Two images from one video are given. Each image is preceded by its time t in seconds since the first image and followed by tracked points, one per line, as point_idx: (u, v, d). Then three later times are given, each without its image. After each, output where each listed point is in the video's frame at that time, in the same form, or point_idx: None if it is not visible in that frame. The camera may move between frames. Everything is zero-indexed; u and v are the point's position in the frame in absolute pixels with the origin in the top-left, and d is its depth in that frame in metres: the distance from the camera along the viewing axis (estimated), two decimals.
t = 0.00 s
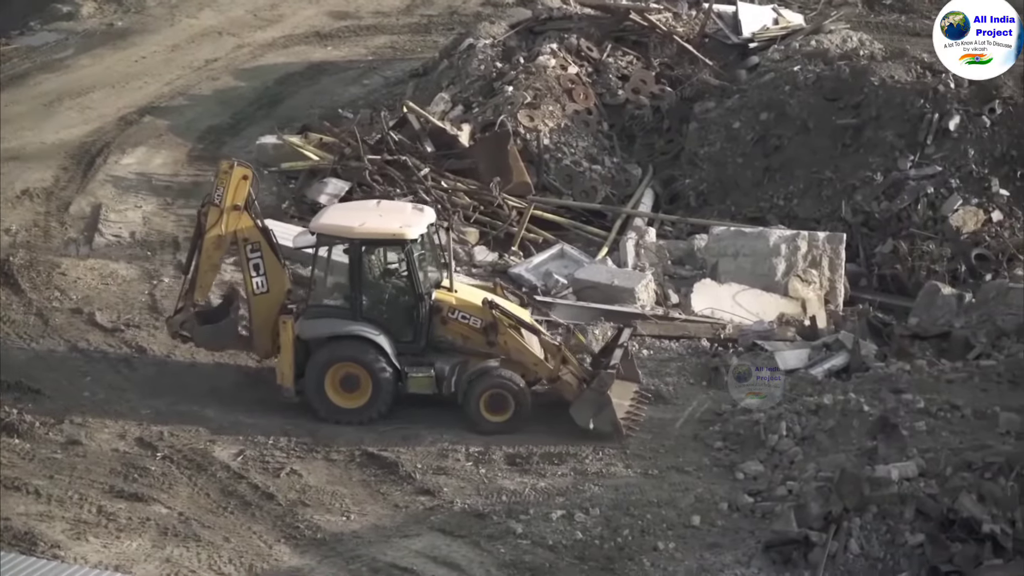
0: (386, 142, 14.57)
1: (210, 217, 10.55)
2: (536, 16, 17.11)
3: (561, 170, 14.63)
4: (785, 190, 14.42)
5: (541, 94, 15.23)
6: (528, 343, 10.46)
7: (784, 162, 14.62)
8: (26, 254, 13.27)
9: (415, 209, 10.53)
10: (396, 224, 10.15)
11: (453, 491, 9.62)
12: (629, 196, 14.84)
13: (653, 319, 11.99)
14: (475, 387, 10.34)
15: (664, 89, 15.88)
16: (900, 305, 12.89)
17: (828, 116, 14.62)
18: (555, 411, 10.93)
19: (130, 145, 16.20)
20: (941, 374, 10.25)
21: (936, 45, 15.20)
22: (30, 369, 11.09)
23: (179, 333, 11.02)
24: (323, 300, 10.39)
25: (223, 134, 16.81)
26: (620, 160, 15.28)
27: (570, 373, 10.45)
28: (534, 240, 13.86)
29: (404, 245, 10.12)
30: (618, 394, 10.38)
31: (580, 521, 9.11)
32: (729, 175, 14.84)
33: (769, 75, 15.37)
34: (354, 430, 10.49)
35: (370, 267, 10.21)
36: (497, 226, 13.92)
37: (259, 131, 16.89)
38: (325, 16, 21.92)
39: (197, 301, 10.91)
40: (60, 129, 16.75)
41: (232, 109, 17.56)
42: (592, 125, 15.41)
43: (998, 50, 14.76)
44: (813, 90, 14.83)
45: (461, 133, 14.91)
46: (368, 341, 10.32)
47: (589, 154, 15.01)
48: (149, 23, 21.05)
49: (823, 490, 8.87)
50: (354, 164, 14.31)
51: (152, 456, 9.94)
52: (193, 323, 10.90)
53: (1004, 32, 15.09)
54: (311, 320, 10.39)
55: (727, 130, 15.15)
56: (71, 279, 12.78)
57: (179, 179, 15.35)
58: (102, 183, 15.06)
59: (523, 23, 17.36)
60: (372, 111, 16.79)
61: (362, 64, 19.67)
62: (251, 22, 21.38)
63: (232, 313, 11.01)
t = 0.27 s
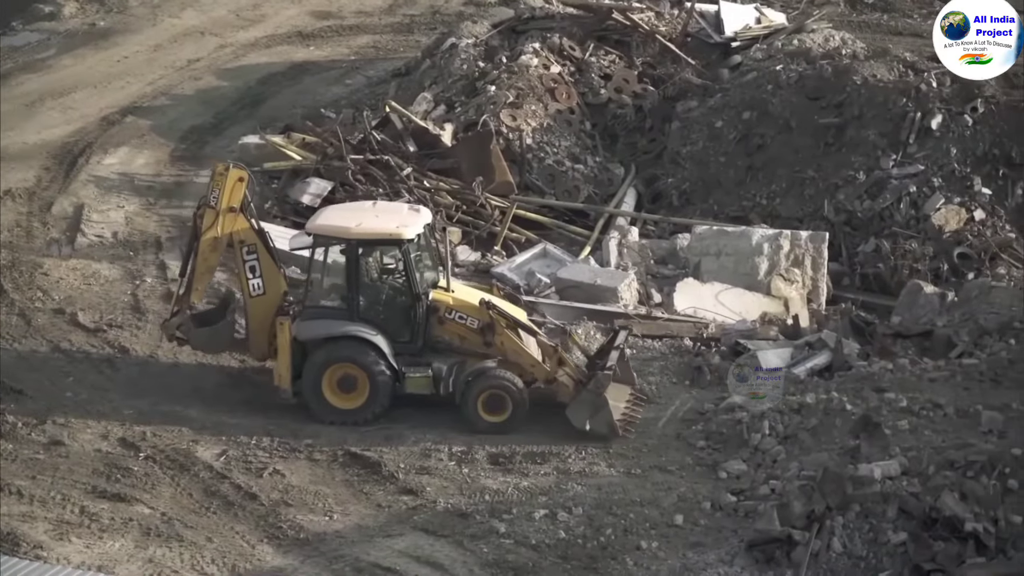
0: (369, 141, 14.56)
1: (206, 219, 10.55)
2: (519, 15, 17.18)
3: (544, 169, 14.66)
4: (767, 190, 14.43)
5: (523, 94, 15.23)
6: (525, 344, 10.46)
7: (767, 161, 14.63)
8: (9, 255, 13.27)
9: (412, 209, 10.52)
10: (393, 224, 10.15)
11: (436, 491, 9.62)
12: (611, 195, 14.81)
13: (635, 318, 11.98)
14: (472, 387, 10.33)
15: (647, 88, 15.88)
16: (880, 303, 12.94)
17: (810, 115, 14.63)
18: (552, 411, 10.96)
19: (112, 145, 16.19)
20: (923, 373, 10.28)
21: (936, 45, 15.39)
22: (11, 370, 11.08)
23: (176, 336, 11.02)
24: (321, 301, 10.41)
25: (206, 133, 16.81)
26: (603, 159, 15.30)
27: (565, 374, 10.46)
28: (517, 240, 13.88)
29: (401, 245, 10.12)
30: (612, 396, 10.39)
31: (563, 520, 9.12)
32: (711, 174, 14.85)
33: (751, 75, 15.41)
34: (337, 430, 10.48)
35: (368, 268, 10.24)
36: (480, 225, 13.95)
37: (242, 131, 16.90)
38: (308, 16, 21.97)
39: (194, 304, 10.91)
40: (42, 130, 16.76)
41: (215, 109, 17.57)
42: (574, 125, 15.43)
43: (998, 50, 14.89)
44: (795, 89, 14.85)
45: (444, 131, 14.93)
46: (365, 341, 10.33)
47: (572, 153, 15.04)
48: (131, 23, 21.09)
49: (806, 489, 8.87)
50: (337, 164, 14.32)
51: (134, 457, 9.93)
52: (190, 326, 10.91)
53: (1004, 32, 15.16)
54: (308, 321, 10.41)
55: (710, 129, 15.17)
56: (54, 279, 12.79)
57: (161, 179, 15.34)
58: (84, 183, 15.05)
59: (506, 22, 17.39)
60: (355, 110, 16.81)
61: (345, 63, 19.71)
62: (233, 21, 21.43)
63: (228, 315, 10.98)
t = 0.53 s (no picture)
0: (350, 141, 14.63)
1: (202, 219, 10.53)
2: (501, 15, 17.24)
3: (526, 169, 14.72)
4: (750, 189, 14.52)
5: (506, 93, 15.26)
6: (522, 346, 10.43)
7: (748, 160, 14.71)
8: None
9: (409, 209, 10.50)
10: (390, 224, 10.12)
11: (419, 490, 9.62)
12: (592, 194, 14.90)
13: (618, 317, 11.99)
14: (469, 388, 10.32)
15: (629, 87, 16.00)
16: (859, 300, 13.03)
17: (793, 115, 14.67)
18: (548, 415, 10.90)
19: (94, 145, 16.19)
20: (905, 372, 10.30)
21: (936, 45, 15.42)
22: None
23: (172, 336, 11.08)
24: (317, 301, 10.35)
25: (188, 134, 16.83)
26: (585, 158, 15.36)
27: (561, 377, 10.45)
28: (500, 239, 13.83)
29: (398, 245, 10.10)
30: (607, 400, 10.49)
31: (546, 519, 9.12)
32: (693, 173, 14.90)
33: (733, 74, 15.50)
34: (320, 430, 10.48)
35: (364, 268, 10.21)
36: (462, 225, 13.86)
37: (223, 130, 16.94)
38: (290, 16, 22.24)
39: (190, 304, 10.95)
40: (24, 130, 16.78)
41: (197, 109, 17.62)
42: (556, 124, 15.52)
43: (998, 50, 15.03)
44: (778, 88, 14.88)
45: (426, 131, 14.91)
46: (362, 341, 10.30)
47: (553, 153, 15.12)
48: (112, 23, 21.40)
49: (789, 487, 8.86)
50: (319, 163, 14.28)
51: (117, 457, 9.92)
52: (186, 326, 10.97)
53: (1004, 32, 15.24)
54: (305, 321, 10.38)
55: (692, 128, 15.25)
56: (36, 279, 12.80)
57: (143, 179, 15.35)
58: (66, 183, 15.04)
59: (487, 22, 17.42)
60: (336, 111, 16.86)
61: (326, 64, 19.88)
62: (214, 21, 21.68)
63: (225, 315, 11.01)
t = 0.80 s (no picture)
0: (336, 139, 14.73)
1: (197, 220, 10.51)
2: (486, 13, 17.26)
3: (511, 167, 14.72)
4: (735, 186, 14.50)
5: (491, 91, 15.29)
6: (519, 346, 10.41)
7: (734, 158, 14.68)
8: None
9: (405, 208, 10.46)
10: (386, 224, 10.08)
11: (404, 488, 9.62)
12: (577, 191, 14.95)
13: (604, 315, 11.98)
14: (468, 387, 10.31)
15: (614, 85, 15.98)
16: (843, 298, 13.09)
17: (778, 112, 14.69)
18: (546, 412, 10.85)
19: (79, 143, 16.20)
20: (891, 369, 10.32)
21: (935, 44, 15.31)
22: None
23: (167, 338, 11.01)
24: (315, 301, 10.30)
25: (173, 132, 16.85)
26: (571, 156, 15.39)
27: (557, 377, 10.45)
28: (485, 237, 13.78)
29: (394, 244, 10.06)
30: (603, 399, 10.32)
31: (532, 517, 9.12)
32: (679, 170, 14.88)
33: (719, 72, 15.49)
34: (305, 429, 10.47)
35: (361, 267, 10.16)
36: (448, 223, 13.86)
37: (208, 128, 16.94)
38: (275, 14, 22.25)
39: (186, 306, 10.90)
40: (8, 129, 16.80)
41: (182, 108, 17.64)
42: (542, 122, 15.49)
43: (998, 50, 15.06)
44: (763, 86, 14.90)
45: (410, 129, 14.99)
46: (360, 341, 10.28)
47: (539, 150, 15.13)
48: (97, 20, 21.44)
49: (775, 485, 8.86)
50: (304, 161, 14.34)
51: (102, 456, 9.92)
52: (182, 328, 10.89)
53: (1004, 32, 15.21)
54: (302, 321, 10.31)
55: (677, 125, 15.20)
56: (20, 278, 12.81)
57: (127, 177, 15.35)
58: (50, 181, 15.04)
59: (473, 20, 17.49)
60: (321, 109, 16.88)
61: (311, 61, 19.89)
62: (199, 19, 21.71)
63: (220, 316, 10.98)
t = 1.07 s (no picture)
0: (319, 138, 14.68)
1: (192, 222, 10.56)
2: (469, 12, 17.28)
3: (494, 166, 14.60)
4: (719, 185, 14.57)
5: (474, 90, 15.25)
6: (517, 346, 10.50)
7: (717, 157, 14.78)
8: None
9: (400, 208, 10.52)
10: (383, 224, 10.14)
11: (389, 488, 9.61)
12: (561, 191, 14.84)
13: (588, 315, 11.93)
14: (466, 387, 10.33)
15: (597, 83, 15.96)
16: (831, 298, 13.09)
17: (761, 110, 14.81)
18: (545, 412, 10.82)
19: (62, 143, 16.22)
20: (875, 368, 10.34)
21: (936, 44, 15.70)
22: None
23: (165, 339, 11.10)
24: (312, 301, 10.33)
25: (156, 131, 16.86)
26: (554, 155, 15.33)
27: (554, 377, 10.56)
28: (469, 236, 13.81)
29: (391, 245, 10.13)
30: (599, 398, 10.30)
31: (516, 516, 9.12)
32: (662, 169, 14.94)
33: (702, 71, 15.58)
34: (289, 429, 10.47)
35: (359, 269, 10.19)
36: (432, 221, 13.80)
37: (191, 128, 16.94)
38: (258, 13, 22.25)
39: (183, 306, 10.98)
40: None
41: (165, 107, 17.65)
42: (525, 121, 15.41)
43: (998, 50, 15.35)
44: (746, 85, 15.00)
45: (393, 128, 14.85)
46: (358, 342, 10.28)
47: (522, 150, 15.03)
48: (80, 20, 21.44)
49: (759, 483, 8.86)
50: (287, 161, 14.36)
51: (86, 456, 9.92)
52: (179, 328, 10.95)
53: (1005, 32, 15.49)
54: (300, 322, 10.32)
55: (660, 125, 15.27)
56: (3, 279, 12.82)
57: (110, 177, 15.35)
58: (33, 181, 15.05)
59: (456, 18, 17.50)
60: (304, 108, 16.90)
61: (295, 61, 19.91)
62: (182, 19, 21.72)
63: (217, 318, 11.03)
